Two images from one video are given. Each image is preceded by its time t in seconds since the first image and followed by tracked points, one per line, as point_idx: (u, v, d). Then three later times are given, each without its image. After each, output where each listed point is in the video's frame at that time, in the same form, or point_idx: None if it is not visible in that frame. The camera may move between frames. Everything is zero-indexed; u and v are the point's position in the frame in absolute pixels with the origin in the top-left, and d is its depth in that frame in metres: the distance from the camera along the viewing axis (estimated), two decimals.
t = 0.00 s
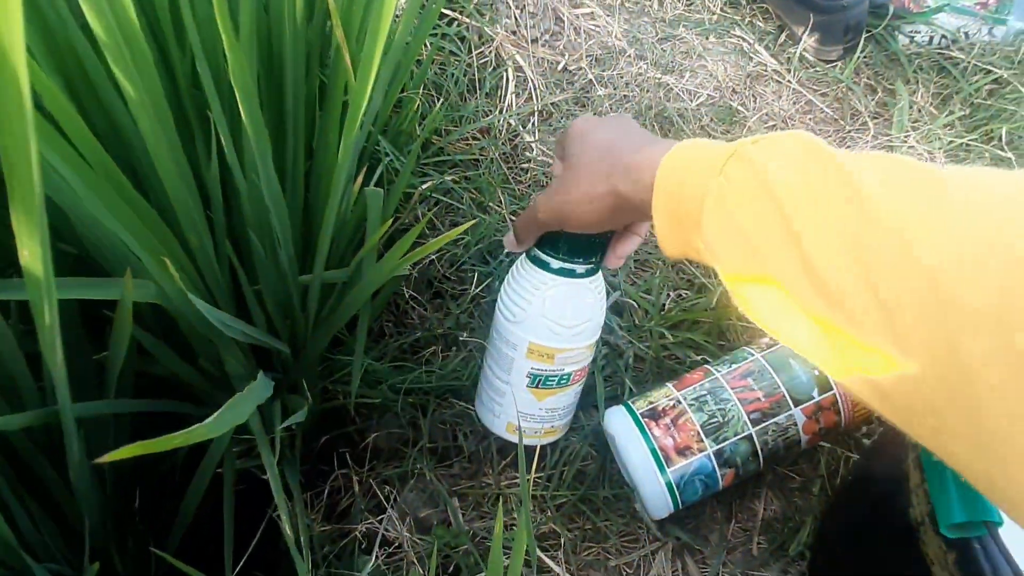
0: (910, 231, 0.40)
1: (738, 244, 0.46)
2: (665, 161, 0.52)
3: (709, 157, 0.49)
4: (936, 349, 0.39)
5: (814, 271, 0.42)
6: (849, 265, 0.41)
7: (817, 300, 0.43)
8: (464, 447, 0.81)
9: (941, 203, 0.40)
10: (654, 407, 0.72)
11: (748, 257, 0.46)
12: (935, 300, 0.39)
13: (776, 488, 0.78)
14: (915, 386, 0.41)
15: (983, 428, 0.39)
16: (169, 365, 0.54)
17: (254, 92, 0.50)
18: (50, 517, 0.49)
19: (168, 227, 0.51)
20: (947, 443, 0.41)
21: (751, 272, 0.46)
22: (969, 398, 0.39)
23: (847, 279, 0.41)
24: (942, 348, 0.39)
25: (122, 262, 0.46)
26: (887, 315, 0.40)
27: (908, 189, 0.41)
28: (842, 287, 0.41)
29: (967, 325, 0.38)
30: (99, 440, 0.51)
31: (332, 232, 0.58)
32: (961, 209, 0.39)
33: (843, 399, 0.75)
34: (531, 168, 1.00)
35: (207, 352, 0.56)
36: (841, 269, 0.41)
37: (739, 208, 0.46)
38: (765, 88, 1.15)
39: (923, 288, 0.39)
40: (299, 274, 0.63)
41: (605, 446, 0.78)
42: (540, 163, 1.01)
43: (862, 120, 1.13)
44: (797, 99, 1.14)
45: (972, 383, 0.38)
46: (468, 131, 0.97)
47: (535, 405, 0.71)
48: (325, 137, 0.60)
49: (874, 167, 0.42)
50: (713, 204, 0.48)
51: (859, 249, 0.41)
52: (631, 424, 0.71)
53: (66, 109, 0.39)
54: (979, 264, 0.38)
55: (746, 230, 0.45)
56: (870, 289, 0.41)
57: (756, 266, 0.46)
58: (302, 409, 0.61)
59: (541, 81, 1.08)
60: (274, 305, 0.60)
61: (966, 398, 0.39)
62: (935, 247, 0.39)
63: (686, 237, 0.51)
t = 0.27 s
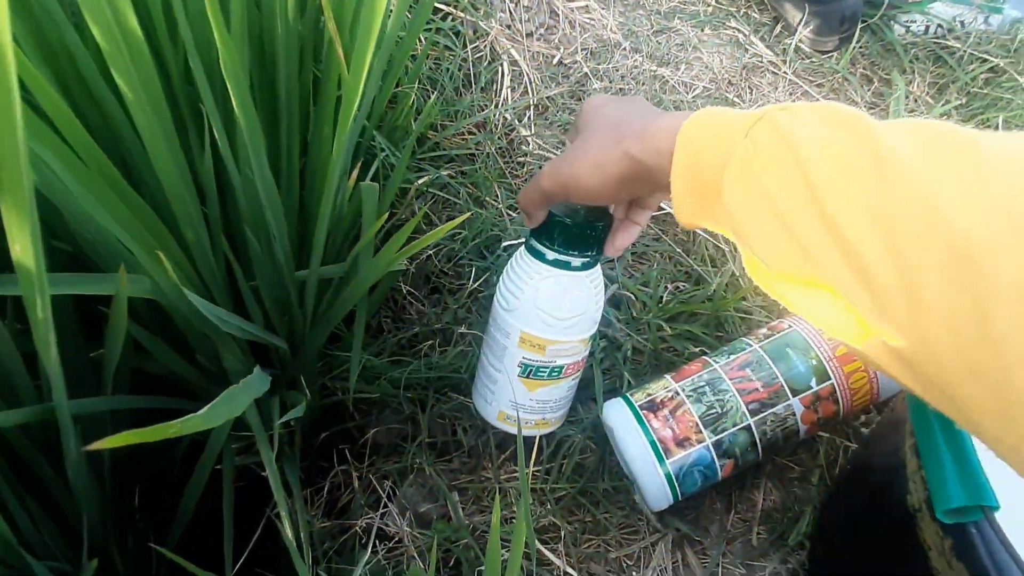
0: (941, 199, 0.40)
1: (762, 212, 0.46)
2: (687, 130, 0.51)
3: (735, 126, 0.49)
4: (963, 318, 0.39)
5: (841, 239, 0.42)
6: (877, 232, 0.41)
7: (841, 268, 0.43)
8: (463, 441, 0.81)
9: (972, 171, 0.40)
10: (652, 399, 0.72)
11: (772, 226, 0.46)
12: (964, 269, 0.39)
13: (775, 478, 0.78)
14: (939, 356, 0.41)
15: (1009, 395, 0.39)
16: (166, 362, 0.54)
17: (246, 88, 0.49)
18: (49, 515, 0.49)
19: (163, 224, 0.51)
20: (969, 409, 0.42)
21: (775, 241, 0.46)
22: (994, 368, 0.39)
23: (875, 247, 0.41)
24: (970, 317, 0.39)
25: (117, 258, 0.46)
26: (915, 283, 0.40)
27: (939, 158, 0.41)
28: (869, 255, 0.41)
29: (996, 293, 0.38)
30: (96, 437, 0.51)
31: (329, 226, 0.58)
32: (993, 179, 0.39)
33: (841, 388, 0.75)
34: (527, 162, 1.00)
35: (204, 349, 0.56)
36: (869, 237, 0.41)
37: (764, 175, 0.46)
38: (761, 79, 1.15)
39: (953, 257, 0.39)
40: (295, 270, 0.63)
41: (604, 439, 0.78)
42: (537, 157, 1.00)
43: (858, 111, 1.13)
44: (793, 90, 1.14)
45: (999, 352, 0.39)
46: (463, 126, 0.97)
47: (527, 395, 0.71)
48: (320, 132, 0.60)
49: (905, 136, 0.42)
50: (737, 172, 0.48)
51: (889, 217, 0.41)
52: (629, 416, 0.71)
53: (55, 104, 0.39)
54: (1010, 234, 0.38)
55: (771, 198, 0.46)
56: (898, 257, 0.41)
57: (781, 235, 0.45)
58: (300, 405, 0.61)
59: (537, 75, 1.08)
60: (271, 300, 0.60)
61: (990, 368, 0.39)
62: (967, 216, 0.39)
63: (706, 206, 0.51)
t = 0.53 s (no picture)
0: (922, 202, 0.40)
1: (745, 216, 0.46)
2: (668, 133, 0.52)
3: (716, 129, 0.49)
4: (945, 321, 0.40)
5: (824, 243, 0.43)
6: (859, 235, 0.41)
7: (824, 272, 0.43)
8: (466, 436, 0.81)
9: (952, 174, 0.40)
10: (654, 392, 0.73)
11: (754, 230, 0.46)
12: (946, 271, 0.39)
13: (777, 471, 0.78)
14: (922, 359, 0.41)
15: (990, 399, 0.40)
16: (172, 358, 0.55)
17: (250, 86, 0.50)
18: (58, 510, 0.50)
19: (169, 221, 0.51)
20: (952, 413, 0.42)
21: (758, 245, 0.46)
22: (977, 372, 0.39)
23: (858, 251, 0.42)
24: (952, 320, 0.39)
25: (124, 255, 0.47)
26: (898, 286, 0.40)
27: (917, 159, 0.41)
28: (852, 258, 0.42)
29: (978, 296, 0.38)
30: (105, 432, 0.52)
31: (332, 222, 0.58)
32: (972, 181, 0.40)
33: (842, 380, 0.75)
34: (529, 157, 1.00)
35: (209, 344, 0.56)
36: (851, 241, 0.42)
37: (746, 179, 0.46)
38: (761, 73, 1.15)
39: (935, 260, 0.39)
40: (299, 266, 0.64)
41: (606, 432, 0.79)
42: (538, 152, 1.01)
43: (859, 104, 1.13)
44: (794, 84, 1.14)
45: (981, 355, 0.39)
46: (464, 122, 0.98)
47: (516, 391, 0.73)
48: (323, 129, 0.61)
49: (885, 138, 0.42)
50: (719, 176, 0.48)
51: (871, 220, 0.41)
52: (631, 410, 0.72)
53: (64, 103, 0.39)
54: (991, 236, 0.39)
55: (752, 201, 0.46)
56: (881, 260, 0.41)
57: (763, 239, 0.46)
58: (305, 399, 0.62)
59: (538, 71, 1.08)
60: (275, 296, 0.60)
61: (973, 372, 0.40)
62: (948, 219, 0.39)
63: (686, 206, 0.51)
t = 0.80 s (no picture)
0: (925, 195, 0.40)
1: (746, 210, 0.46)
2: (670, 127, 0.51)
3: (718, 122, 0.49)
4: (947, 317, 0.39)
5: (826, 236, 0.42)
6: (861, 229, 0.41)
7: (826, 266, 0.43)
8: (469, 430, 0.81)
9: (952, 166, 0.40)
10: (657, 385, 0.72)
11: (757, 224, 0.46)
12: (948, 266, 0.39)
13: (780, 464, 0.78)
14: (925, 355, 0.41)
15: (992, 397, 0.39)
16: (175, 351, 0.55)
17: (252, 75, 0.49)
18: (61, 504, 0.50)
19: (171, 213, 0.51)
20: (956, 410, 0.42)
21: (760, 238, 0.46)
22: (981, 368, 0.39)
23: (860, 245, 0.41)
24: (954, 316, 0.39)
25: (127, 246, 0.47)
26: (900, 281, 0.40)
27: (920, 150, 0.41)
28: (854, 252, 0.41)
29: (981, 292, 0.38)
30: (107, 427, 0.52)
31: (334, 215, 0.58)
32: (975, 174, 0.39)
33: (846, 373, 0.75)
34: (531, 150, 1.00)
35: (212, 338, 0.56)
36: (853, 235, 0.41)
37: (748, 172, 0.46)
38: (765, 65, 1.14)
39: (937, 254, 0.39)
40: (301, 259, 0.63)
41: (609, 426, 0.78)
42: (541, 145, 1.00)
43: (863, 96, 1.13)
44: (797, 77, 1.14)
45: (984, 352, 0.38)
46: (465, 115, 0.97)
47: (507, 376, 0.73)
48: (325, 121, 0.60)
49: (888, 131, 0.42)
50: (720, 169, 0.48)
51: (873, 214, 0.41)
52: (635, 403, 0.71)
53: (65, 95, 0.39)
54: (994, 230, 0.38)
55: (754, 195, 0.46)
56: (883, 255, 0.41)
57: (766, 233, 0.45)
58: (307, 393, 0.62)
59: (540, 63, 1.08)
60: (277, 289, 0.60)
61: (976, 369, 0.39)
62: (950, 212, 0.39)
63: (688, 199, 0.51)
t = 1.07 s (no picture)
0: (928, 185, 0.39)
1: (750, 200, 0.46)
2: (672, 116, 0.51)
3: (720, 111, 0.48)
4: (952, 309, 0.39)
5: (830, 227, 0.42)
6: (864, 220, 0.41)
7: (829, 257, 0.42)
8: (468, 419, 0.81)
9: (956, 156, 0.40)
10: (656, 374, 0.72)
11: (760, 214, 0.45)
12: (953, 257, 0.38)
13: (780, 454, 0.78)
14: (929, 347, 0.40)
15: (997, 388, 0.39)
16: (172, 338, 0.55)
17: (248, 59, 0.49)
18: (59, 488, 0.50)
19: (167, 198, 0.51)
20: (959, 402, 0.42)
21: (764, 229, 0.45)
22: (984, 359, 0.39)
23: (864, 236, 0.41)
24: (959, 308, 0.39)
25: (123, 230, 0.47)
26: (904, 272, 0.40)
27: (924, 140, 0.41)
28: (858, 244, 0.41)
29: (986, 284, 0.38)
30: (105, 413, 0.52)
31: (331, 203, 0.58)
32: (981, 165, 0.39)
33: (846, 363, 0.75)
34: (532, 141, 1.00)
35: (209, 325, 0.56)
36: (857, 226, 0.41)
37: (751, 162, 0.46)
38: (766, 56, 1.14)
39: (942, 245, 0.39)
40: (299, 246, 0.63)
41: (609, 415, 0.78)
42: (540, 135, 1.00)
43: (865, 87, 1.12)
44: (799, 67, 1.13)
45: (988, 344, 0.38)
46: (465, 105, 0.97)
47: (500, 358, 0.74)
48: (322, 108, 0.60)
49: (892, 121, 0.42)
50: (723, 160, 0.47)
51: (877, 205, 0.41)
52: (634, 392, 0.71)
53: (62, 73, 0.39)
54: (1000, 222, 0.38)
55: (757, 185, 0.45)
56: (887, 246, 0.40)
57: (769, 224, 0.45)
58: (305, 381, 0.62)
59: (540, 53, 1.07)
60: (275, 277, 0.60)
61: (979, 360, 0.39)
62: (955, 204, 0.39)
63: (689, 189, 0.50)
